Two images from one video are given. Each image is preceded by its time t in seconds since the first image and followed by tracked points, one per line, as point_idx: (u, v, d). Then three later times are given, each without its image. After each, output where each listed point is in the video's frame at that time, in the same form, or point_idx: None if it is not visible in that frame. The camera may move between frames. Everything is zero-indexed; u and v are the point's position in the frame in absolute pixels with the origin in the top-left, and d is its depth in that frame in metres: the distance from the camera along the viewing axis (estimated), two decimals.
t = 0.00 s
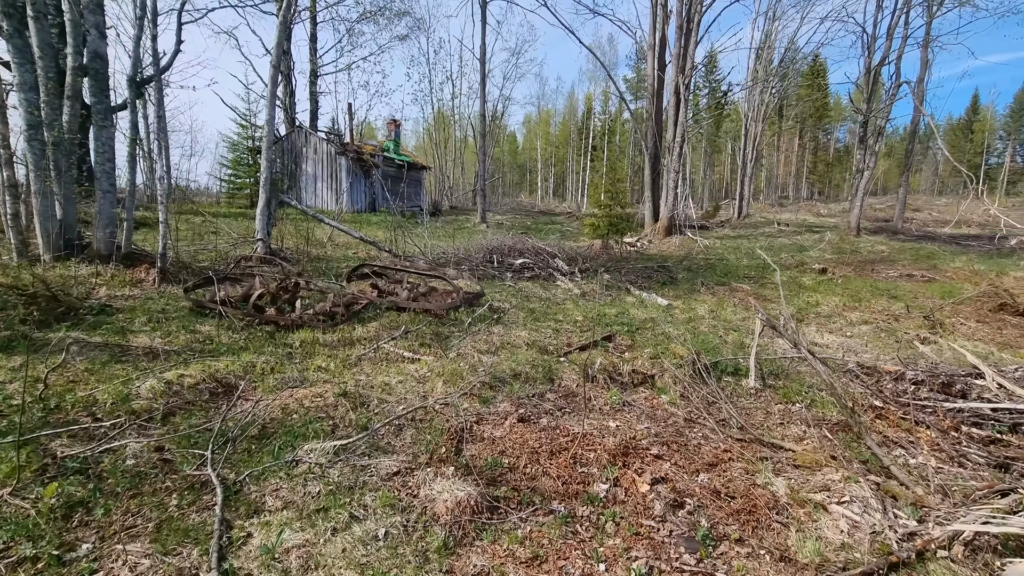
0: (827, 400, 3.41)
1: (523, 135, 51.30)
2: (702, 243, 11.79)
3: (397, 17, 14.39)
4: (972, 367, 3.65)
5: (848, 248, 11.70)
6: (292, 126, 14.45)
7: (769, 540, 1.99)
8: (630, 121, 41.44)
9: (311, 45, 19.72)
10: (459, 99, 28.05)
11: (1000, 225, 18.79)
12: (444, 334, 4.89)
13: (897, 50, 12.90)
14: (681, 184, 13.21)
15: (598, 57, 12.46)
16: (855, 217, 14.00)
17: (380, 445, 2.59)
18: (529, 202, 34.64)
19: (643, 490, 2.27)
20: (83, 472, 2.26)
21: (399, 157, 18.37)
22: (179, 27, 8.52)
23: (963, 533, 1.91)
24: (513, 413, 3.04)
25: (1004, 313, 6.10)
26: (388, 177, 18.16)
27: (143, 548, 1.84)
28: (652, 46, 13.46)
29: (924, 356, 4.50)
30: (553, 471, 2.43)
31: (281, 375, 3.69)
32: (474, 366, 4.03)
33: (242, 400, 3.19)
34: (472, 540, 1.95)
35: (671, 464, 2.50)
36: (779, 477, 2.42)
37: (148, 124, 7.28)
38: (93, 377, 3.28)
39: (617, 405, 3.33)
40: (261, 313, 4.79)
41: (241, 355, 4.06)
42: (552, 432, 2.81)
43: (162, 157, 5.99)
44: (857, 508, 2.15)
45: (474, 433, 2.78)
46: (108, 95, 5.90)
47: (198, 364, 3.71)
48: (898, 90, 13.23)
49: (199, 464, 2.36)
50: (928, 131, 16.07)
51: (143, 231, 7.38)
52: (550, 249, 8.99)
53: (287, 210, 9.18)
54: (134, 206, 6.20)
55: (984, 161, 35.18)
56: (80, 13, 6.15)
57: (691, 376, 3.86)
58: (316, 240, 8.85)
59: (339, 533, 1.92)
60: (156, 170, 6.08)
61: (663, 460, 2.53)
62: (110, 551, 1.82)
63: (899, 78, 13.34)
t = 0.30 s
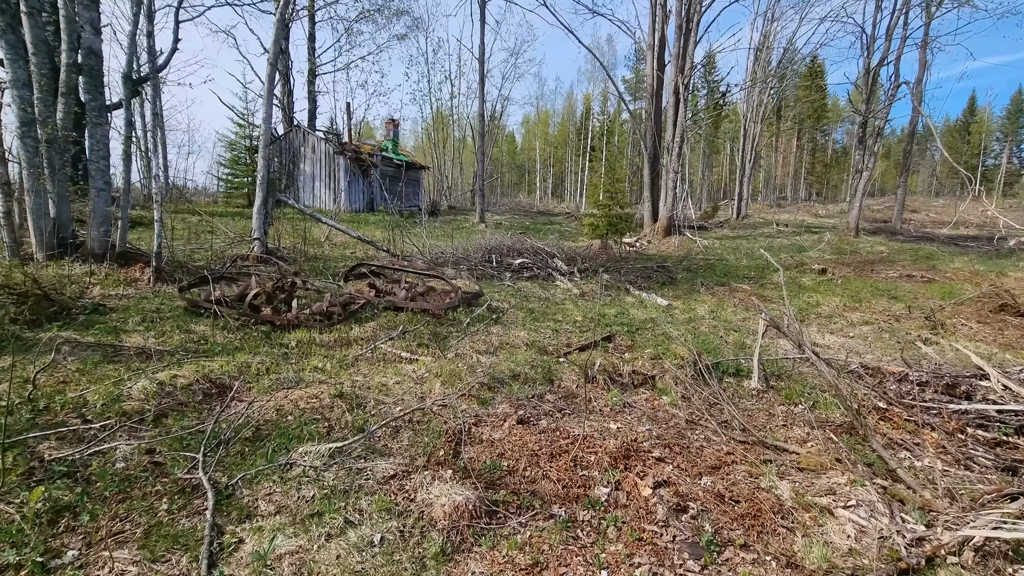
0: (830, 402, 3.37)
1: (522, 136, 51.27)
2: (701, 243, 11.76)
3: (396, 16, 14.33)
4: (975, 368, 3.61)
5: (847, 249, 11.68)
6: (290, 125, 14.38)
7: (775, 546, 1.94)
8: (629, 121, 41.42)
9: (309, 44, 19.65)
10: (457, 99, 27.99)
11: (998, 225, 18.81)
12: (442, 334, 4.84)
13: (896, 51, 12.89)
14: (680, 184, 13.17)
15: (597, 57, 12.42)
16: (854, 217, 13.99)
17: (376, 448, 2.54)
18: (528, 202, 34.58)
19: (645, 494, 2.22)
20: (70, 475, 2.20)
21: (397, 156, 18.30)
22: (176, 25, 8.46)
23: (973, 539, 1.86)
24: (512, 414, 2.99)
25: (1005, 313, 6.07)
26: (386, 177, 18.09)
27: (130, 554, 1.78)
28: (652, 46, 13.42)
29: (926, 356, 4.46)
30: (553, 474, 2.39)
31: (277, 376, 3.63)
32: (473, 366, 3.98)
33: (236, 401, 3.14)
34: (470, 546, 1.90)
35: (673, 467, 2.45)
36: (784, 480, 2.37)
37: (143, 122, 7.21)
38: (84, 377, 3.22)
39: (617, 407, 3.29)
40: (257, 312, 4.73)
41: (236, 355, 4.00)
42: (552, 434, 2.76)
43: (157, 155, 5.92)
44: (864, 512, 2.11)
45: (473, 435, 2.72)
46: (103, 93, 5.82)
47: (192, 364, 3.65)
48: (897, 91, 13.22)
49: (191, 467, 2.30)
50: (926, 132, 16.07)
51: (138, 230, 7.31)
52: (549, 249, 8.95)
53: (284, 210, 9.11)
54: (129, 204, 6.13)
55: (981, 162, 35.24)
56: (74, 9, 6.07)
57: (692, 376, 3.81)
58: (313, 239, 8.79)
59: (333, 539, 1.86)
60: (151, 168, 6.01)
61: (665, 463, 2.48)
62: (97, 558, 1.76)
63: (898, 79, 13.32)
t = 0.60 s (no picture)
0: (841, 407, 3.25)
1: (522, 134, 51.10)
2: (702, 241, 11.63)
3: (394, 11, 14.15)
4: (990, 371, 3.49)
5: (849, 247, 11.56)
6: (287, 122, 14.21)
7: (791, 565, 1.82)
8: (629, 119, 41.24)
9: (307, 41, 19.49)
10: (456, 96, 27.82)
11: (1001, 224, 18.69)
12: (440, 335, 4.72)
13: (899, 47, 12.74)
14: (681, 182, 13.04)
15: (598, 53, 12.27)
16: (856, 215, 13.87)
17: (369, 456, 2.42)
18: (528, 201, 34.43)
19: (653, 507, 2.10)
20: (44, 487, 2.08)
21: (395, 154, 18.16)
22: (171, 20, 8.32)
23: (1003, 558, 1.66)
24: (512, 420, 2.88)
25: (1014, 314, 5.94)
26: (384, 174, 17.94)
27: None
28: (652, 42, 13.25)
29: (937, 358, 4.34)
30: (555, 485, 2.27)
31: (268, 379, 3.51)
32: (471, 368, 3.86)
33: (225, 406, 3.02)
34: (466, 565, 1.78)
35: (681, 477, 2.33)
36: (798, 491, 2.25)
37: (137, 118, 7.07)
38: (66, 381, 3.10)
39: (620, 411, 3.17)
40: (250, 312, 4.61)
41: (227, 357, 3.88)
42: (554, 441, 2.64)
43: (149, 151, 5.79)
44: (884, 527, 1.99)
45: (471, 443, 2.61)
46: (93, 87, 5.68)
47: (181, 366, 3.53)
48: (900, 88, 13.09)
49: (172, 479, 2.18)
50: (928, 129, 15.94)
51: (130, 228, 7.17)
52: (549, 247, 8.82)
53: (281, 207, 8.97)
54: (120, 202, 6.00)
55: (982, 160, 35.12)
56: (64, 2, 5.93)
57: (697, 379, 3.70)
58: (310, 237, 8.67)
59: (320, 559, 1.74)
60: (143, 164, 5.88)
61: (672, 472, 2.37)
62: None
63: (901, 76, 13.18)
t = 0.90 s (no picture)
0: (866, 414, 3.02)
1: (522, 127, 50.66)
2: (707, 235, 11.37)
3: None
4: None
5: (857, 242, 11.30)
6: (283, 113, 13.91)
7: None
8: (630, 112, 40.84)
9: (304, 31, 19.14)
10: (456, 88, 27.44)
11: (1009, 218, 18.39)
12: (436, 333, 4.48)
13: (909, 36, 12.40)
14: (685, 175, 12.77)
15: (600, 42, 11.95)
16: (863, 210, 13.60)
17: (355, 473, 2.19)
18: (528, 194, 34.10)
19: (670, 535, 1.87)
20: None
21: (394, 146, 17.86)
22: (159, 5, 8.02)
23: None
24: (512, 429, 2.65)
25: None
26: (383, 167, 17.65)
27: None
28: (656, 31, 12.93)
29: (961, 360, 4.10)
30: (560, 506, 2.04)
31: (250, 383, 3.28)
32: (468, 370, 3.63)
33: (201, 414, 2.79)
34: None
35: (699, 497, 2.10)
36: (830, 514, 2.03)
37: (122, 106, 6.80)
38: (29, 385, 2.86)
39: (629, 419, 2.94)
40: (235, 309, 4.37)
41: (208, 357, 3.64)
42: (558, 454, 2.41)
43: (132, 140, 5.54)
44: (932, 557, 1.76)
45: (467, 457, 2.38)
46: (72, 72, 5.41)
47: (157, 369, 3.29)
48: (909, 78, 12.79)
49: (132, 500, 1.95)
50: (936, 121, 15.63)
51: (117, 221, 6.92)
52: (550, 241, 8.57)
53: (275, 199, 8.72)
54: (103, 193, 5.75)
55: (987, 154, 34.73)
56: None
57: (710, 383, 3.46)
58: (304, 231, 8.42)
59: None
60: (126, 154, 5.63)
61: (689, 491, 2.14)
62: None
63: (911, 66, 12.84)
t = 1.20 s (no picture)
0: (897, 437, 2.82)
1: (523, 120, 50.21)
2: (712, 233, 11.14)
3: None
4: None
5: (866, 239, 11.06)
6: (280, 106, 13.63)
7: None
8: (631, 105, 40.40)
9: (302, 22, 18.78)
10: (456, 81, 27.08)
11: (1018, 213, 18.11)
12: (436, 342, 4.27)
13: (922, 28, 12.07)
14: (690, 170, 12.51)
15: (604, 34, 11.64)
16: (871, 205, 13.35)
17: (345, 515, 1.99)
18: (529, 189, 33.78)
19: None
20: None
21: (393, 140, 17.57)
22: None
23: None
24: (518, 458, 2.46)
25: None
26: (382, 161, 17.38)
27: None
28: (661, 22, 12.61)
29: (990, 372, 3.89)
30: (573, 555, 1.84)
31: (237, 401, 3.07)
32: (471, 384, 3.42)
33: (182, 441, 2.59)
34: None
35: (727, 545, 1.90)
36: (872, 564, 1.82)
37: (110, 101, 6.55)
38: None
39: (644, 445, 2.74)
40: (224, 318, 4.15)
41: (194, 371, 3.42)
42: (569, 490, 2.21)
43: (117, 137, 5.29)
44: None
45: (469, 493, 2.18)
46: (54, 66, 5.15)
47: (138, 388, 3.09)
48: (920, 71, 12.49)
49: (96, 552, 1.75)
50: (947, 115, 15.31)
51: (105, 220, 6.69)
52: (553, 239, 8.34)
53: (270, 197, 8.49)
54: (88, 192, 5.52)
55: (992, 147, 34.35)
56: None
57: (728, 402, 3.26)
58: (300, 229, 8.19)
59: None
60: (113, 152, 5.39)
61: (715, 537, 1.93)
62: None
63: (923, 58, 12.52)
